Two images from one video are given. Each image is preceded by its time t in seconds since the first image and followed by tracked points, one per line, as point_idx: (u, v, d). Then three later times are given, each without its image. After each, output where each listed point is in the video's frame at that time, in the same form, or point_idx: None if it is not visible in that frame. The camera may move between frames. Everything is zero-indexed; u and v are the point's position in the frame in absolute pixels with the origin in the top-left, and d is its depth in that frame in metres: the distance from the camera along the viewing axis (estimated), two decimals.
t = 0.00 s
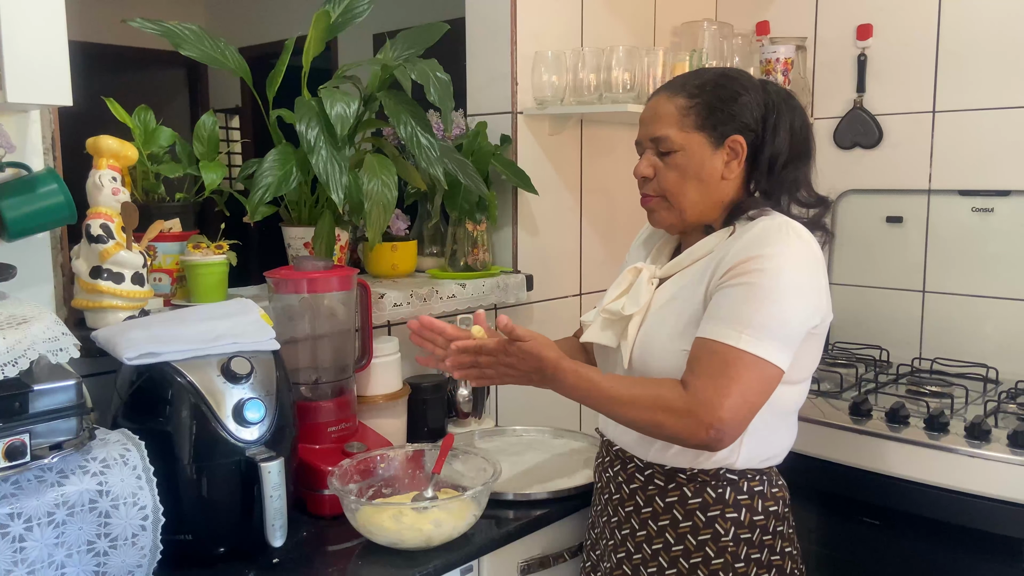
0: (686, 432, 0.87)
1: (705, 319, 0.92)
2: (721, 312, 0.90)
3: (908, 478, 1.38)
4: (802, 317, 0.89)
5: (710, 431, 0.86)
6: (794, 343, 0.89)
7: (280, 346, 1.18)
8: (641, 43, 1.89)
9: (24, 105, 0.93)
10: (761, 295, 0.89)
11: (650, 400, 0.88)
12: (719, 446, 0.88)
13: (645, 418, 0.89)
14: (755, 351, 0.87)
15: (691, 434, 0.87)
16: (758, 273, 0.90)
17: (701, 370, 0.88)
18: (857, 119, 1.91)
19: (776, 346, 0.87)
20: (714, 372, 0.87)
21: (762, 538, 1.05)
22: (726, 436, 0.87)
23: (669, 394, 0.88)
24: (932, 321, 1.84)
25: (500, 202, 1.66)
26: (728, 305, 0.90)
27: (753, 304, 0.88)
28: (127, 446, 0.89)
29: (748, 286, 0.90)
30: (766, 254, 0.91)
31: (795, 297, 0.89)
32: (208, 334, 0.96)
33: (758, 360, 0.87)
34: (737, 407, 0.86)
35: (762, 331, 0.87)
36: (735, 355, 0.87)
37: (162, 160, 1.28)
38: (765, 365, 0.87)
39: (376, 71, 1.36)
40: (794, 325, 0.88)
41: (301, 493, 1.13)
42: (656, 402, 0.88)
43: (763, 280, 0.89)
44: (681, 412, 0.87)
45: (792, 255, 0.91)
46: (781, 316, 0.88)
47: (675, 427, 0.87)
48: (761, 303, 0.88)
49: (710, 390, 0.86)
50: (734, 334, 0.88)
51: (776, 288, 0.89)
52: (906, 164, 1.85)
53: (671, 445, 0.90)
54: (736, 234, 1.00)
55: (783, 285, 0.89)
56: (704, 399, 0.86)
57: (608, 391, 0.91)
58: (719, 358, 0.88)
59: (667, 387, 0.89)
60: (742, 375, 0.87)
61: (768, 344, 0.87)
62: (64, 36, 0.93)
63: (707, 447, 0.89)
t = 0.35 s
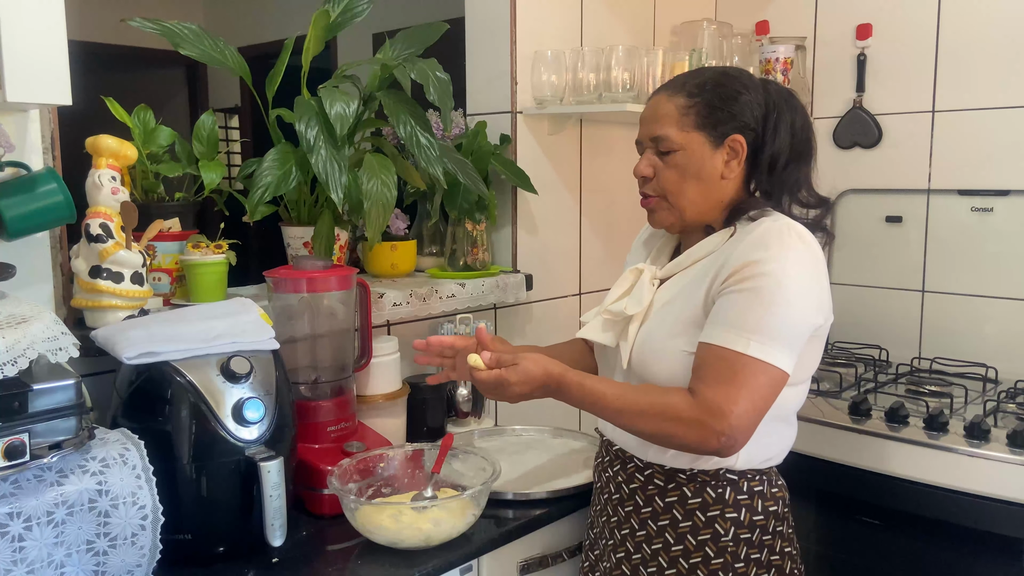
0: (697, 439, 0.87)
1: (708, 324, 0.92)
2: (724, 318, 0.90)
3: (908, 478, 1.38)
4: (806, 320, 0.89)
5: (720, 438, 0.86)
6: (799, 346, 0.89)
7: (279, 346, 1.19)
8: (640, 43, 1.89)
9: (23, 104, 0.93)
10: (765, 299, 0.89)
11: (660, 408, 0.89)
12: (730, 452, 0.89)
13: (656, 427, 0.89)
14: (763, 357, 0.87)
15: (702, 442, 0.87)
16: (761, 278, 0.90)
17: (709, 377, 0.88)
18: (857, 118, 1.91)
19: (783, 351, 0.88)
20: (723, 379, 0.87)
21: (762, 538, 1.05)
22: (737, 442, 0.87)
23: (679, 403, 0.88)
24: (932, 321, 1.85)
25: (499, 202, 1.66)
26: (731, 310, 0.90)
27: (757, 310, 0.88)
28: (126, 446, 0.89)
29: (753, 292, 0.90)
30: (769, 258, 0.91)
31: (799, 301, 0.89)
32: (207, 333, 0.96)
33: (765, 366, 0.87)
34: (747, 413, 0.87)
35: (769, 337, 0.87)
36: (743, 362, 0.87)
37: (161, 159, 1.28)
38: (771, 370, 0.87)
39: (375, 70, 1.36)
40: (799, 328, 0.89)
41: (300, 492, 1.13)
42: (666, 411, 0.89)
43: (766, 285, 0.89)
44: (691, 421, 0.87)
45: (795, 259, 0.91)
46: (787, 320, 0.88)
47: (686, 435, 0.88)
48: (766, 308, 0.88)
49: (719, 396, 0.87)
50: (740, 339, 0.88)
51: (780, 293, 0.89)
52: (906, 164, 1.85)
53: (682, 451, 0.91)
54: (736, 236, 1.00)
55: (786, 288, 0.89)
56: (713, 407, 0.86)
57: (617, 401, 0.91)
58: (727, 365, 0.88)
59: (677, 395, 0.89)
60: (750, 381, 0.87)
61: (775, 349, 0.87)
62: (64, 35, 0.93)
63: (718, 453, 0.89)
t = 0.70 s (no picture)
0: (707, 443, 0.88)
1: (712, 327, 0.92)
2: (728, 321, 0.90)
3: (907, 478, 1.38)
4: (810, 320, 0.89)
5: (730, 442, 0.87)
6: (804, 345, 0.89)
7: (278, 345, 1.18)
8: (639, 42, 1.89)
9: (22, 103, 0.93)
10: (768, 301, 0.88)
11: (669, 413, 0.90)
12: (740, 454, 0.90)
13: (666, 431, 0.90)
14: (770, 360, 0.87)
15: (712, 445, 0.88)
16: (763, 279, 0.90)
17: (717, 380, 0.89)
18: (856, 118, 1.92)
19: (789, 352, 0.88)
20: (729, 382, 0.88)
21: (761, 538, 1.05)
22: (746, 445, 0.88)
23: (687, 407, 0.89)
24: (931, 320, 1.85)
25: (498, 201, 1.66)
26: (735, 313, 0.90)
27: (761, 312, 0.88)
28: (125, 445, 0.89)
29: (758, 293, 0.89)
30: (771, 259, 0.91)
31: (803, 301, 0.89)
32: (207, 333, 0.96)
33: (771, 368, 0.87)
34: (755, 415, 0.87)
35: (775, 338, 0.87)
36: (750, 365, 0.87)
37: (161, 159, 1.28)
38: (778, 371, 0.88)
39: (374, 69, 1.36)
40: (804, 328, 0.89)
41: (299, 492, 1.13)
42: (675, 415, 0.89)
43: (769, 286, 0.89)
44: (700, 425, 0.88)
45: (796, 259, 0.91)
46: (791, 321, 0.88)
47: (696, 438, 0.88)
48: (769, 310, 0.88)
49: (726, 400, 0.87)
50: (747, 342, 0.88)
51: (783, 294, 0.89)
52: (905, 163, 1.85)
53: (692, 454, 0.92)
54: (736, 235, 1.00)
55: (789, 289, 0.89)
56: (721, 411, 0.87)
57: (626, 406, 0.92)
58: (733, 368, 0.88)
59: (684, 399, 0.90)
60: (757, 384, 0.87)
61: (781, 351, 0.87)
62: (63, 35, 0.93)
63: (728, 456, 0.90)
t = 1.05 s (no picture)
0: (717, 445, 0.88)
1: (718, 329, 0.92)
2: (735, 324, 0.90)
3: (908, 478, 1.38)
4: (817, 320, 0.89)
5: (739, 444, 0.87)
6: (811, 345, 0.89)
7: (278, 345, 1.18)
8: (639, 42, 1.89)
9: (21, 103, 0.93)
10: (774, 303, 0.88)
11: (677, 416, 0.90)
12: (751, 455, 0.89)
13: (676, 435, 0.90)
14: (778, 361, 0.87)
15: (722, 448, 0.88)
16: (768, 281, 0.90)
17: (724, 383, 0.89)
18: (856, 118, 1.92)
19: (796, 353, 0.88)
20: (737, 385, 0.88)
21: (762, 538, 1.05)
22: (756, 446, 0.88)
23: (696, 410, 0.89)
24: (931, 320, 1.85)
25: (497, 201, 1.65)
26: (740, 315, 0.90)
27: (768, 314, 0.88)
28: (124, 445, 0.89)
29: (763, 294, 0.89)
30: (775, 259, 0.91)
31: (808, 301, 0.89)
32: (207, 332, 0.96)
33: (779, 369, 0.87)
34: (765, 417, 0.87)
35: (783, 340, 0.87)
36: (758, 367, 0.87)
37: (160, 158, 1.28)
38: (786, 372, 0.88)
39: (373, 69, 1.35)
40: (811, 328, 0.89)
41: (298, 492, 1.13)
42: (684, 419, 0.89)
43: (774, 288, 0.89)
44: (709, 427, 0.88)
45: (800, 259, 0.91)
46: (798, 322, 0.88)
47: (706, 441, 0.88)
48: (776, 311, 0.88)
49: (735, 403, 0.87)
50: (755, 344, 0.88)
51: (789, 295, 0.89)
52: (904, 163, 1.85)
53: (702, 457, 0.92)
54: (739, 236, 1.00)
55: (794, 290, 0.89)
56: (730, 413, 0.87)
57: (634, 411, 0.93)
58: (741, 371, 0.88)
59: (692, 402, 0.90)
60: (766, 385, 0.87)
61: (788, 352, 0.87)
62: (61, 34, 0.93)
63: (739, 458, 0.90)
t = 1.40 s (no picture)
0: (735, 448, 0.88)
1: (729, 331, 0.92)
2: (746, 325, 0.90)
3: (909, 478, 1.38)
4: (826, 319, 0.90)
5: (757, 445, 0.87)
6: (821, 344, 0.90)
7: (277, 345, 1.18)
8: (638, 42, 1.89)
9: (21, 102, 0.93)
10: (785, 304, 0.88)
11: (693, 421, 0.89)
12: (768, 456, 0.90)
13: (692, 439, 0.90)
14: (792, 362, 0.87)
15: (740, 450, 0.88)
16: (777, 282, 0.90)
17: (740, 386, 0.88)
18: (855, 118, 1.92)
19: (809, 353, 0.88)
20: (752, 387, 0.88)
21: (764, 537, 1.05)
22: (773, 447, 0.88)
23: (711, 414, 0.89)
24: (930, 319, 1.85)
25: (497, 201, 1.65)
26: (752, 317, 0.89)
27: (779, 315, 0.88)
28: (123, 445, 0.88)
29: (774, 296, 0.89)
30: (783, 261, 0.91)
31: (818, 301, 0.89)
32: (207, 332, 0.96)
33: (794, 369, 0.87)
34: (781, 418, 0.87)
35: (797, 340, 0.87)
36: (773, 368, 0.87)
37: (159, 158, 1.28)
38: (800, 372, 0.88)
39: (373, 68, 1.35)
40: (822, 327, 0.89)
41: (297, 492, 1.13)
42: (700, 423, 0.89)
43: (784, 289, 0.89)
44: (726, 430, 0.87)
45: (807, 259, 0.91)
46: (810, 323, 0.88)
47: (724, 444, 0.88)
48: (787, 312, 0.88)
49: (751, 405, 0.87)
50: (769, 346, 0.87)
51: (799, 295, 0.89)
52: (903, 162, 1.85)
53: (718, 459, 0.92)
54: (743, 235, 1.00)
55: (804, 291, 0.89)
56: (748, 416, 0.87)
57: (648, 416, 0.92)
58: (756, 373, 0.88)
59: (707, 406, 0.90)
60: (781, 386, 0.87)
61: (802, 352, 0.88)
62: (60, 34, 0.92)
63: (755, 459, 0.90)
